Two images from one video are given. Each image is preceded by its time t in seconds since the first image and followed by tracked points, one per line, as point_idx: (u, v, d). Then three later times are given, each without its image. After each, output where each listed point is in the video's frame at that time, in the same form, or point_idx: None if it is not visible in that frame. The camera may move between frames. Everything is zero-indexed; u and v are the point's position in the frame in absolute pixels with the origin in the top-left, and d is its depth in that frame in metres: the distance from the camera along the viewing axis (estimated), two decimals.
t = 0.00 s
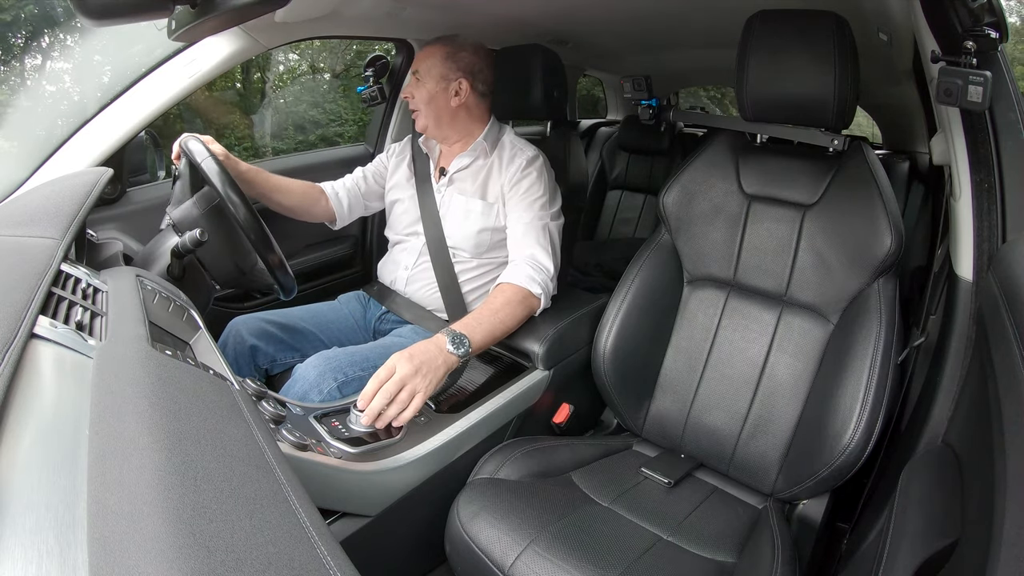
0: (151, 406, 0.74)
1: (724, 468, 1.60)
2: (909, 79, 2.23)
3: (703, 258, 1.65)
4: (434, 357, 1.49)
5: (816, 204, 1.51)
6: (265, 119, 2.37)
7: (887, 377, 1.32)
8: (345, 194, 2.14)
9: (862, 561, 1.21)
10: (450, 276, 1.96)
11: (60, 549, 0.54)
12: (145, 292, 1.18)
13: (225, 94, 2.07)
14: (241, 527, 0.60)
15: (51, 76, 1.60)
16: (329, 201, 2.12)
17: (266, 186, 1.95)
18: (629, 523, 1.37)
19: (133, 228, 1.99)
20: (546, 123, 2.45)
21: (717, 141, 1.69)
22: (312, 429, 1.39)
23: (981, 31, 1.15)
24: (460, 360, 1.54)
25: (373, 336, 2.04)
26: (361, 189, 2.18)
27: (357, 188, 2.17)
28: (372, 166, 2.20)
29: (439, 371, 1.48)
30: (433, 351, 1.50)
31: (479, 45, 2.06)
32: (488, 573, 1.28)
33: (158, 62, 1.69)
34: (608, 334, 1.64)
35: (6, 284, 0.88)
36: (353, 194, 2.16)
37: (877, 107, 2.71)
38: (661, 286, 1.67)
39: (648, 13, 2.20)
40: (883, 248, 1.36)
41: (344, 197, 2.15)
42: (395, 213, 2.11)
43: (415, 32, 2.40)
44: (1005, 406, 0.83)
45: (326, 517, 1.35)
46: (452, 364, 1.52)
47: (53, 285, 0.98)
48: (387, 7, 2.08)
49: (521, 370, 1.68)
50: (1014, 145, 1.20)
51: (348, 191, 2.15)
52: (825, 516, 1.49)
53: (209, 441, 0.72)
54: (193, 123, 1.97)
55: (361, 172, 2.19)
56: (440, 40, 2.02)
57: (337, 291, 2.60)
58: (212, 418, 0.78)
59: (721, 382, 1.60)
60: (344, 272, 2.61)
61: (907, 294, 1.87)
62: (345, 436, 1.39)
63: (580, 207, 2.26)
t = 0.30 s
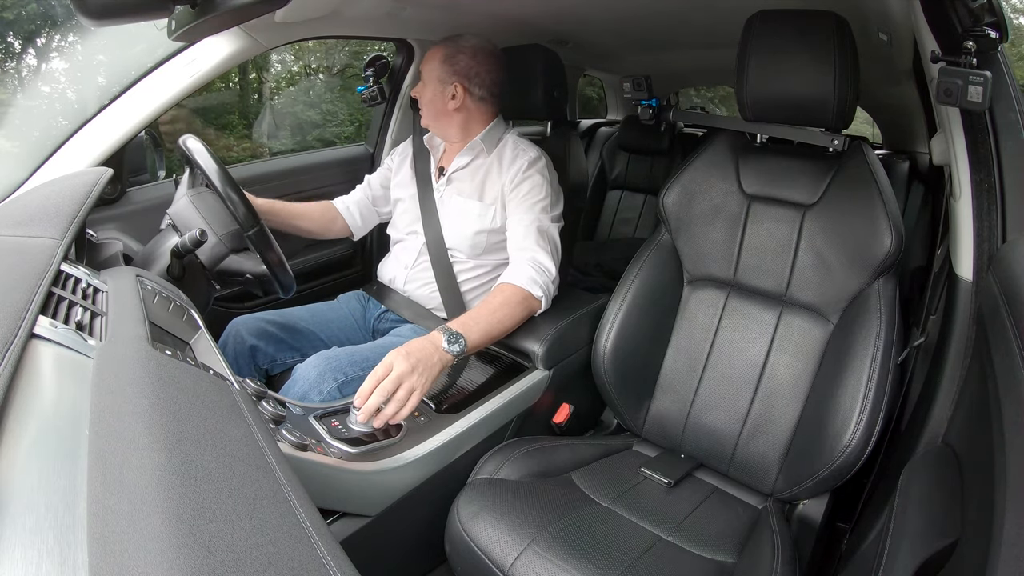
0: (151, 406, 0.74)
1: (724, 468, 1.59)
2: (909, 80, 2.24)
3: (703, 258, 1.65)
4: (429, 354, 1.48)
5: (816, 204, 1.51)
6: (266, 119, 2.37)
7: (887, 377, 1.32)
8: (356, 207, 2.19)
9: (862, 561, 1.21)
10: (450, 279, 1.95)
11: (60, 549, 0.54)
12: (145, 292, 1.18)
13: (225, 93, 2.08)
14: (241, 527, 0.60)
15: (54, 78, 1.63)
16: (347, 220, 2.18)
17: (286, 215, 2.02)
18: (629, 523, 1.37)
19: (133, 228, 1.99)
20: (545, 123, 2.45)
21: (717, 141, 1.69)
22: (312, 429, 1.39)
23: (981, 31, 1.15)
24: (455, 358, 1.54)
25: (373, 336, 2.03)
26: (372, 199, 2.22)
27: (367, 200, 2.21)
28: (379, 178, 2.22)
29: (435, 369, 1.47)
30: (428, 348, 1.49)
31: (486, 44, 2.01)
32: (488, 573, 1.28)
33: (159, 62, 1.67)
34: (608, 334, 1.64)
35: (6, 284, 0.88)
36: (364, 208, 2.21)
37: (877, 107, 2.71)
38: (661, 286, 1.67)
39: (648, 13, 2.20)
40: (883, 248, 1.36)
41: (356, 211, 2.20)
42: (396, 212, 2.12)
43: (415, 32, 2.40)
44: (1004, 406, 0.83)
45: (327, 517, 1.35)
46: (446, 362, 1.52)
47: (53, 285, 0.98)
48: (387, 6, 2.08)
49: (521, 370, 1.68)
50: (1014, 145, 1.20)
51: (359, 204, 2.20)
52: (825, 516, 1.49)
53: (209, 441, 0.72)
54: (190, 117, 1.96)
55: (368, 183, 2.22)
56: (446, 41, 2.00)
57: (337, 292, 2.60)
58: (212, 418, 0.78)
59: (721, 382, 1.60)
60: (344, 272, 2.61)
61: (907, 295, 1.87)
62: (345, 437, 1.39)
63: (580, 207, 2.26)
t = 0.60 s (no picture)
0: (150, 406, 0.74)
1: (724, 468, 1.59)
2: (909, 80, 2.23)
3: (703, 258, 1.65)
4: (425, 352, 1.48)
5: (816, 204, 1.51)
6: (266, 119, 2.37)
7: (887, 377, 1.32)
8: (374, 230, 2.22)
9: (862, 561, 1.21)
10: (451, 279, 1.95)
11: (60, 550, 0.54)
12: (145, 292, 1.18)
13: (225, 93, 2.08)
14: (241, 527, 0.60)
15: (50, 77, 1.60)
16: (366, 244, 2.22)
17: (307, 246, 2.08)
18: (629, 523, 1.37)
19: (133, 228, 1.99)
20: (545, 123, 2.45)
21: (717, 141, 1.69)
22: (312, 429, 1.39)
23: (981, 31, 1.15)
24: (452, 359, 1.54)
25: (373, 336, 2.03)
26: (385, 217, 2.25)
27: (382, 220, 2.24)
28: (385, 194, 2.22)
29: (431, 366, 1.47)
30: (424, 346, 1.49)
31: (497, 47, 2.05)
32: (488, 573, 1.28)
33: (159, 62, 1.68)
34: (608, 334, 1.64)
35: (5, 284, 0.87)
36: (381, 228, 2.24)
37: (877, 107, 2.71)
38: (661, 286, 1.67)
39: (648, 13, 2.20)
40: (883, 248, 1.36)
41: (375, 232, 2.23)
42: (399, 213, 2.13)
43: (415, 32, 2.41)
44: (1004, 406, 0.83)
45: (326, 517, 1.35)
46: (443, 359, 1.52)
47: (53, 285, 0.98)
48: (387, 7, 2.08)
49: (521, 370, 1.68)
50: (1014, 146, 1.20)
51: (375, 226, 2.23)
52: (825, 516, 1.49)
53: (208, 441, 0.72)
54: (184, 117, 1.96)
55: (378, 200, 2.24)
56: (459, 40, 1.99)
57: (337, 292, 2.60)
58: (212, 418, 0.78)
59: (721, 382, 1.60)
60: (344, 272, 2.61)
61: (907, 294, 1.87)
62: (345, 437, 1.40)
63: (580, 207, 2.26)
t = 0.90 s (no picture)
0: (150, 406, 0.74)
1: (724, 468, 1.59)
2: (909, 80, 2.23)
3: (703, 258, 1.65)
4: (422, 352, 1.48)
5: (816, 204, 1.51)
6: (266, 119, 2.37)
7: (887, 377, 1.32)
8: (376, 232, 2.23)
9: (862, 561, 1.21)
10: (451, 279, 1.95)
11: (60, 550, 0.54)
12: (145, 292, 1.18)
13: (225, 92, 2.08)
14: (241, 527, 0.60)
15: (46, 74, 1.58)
16: (369, 245, 2.22)
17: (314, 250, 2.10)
18: (629, 523, 1.37)
19: (133, 228, 1.99)
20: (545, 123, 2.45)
21: (717, 141, 1.69)
22: (312, 429, 1.39)
23: (981, 31, 1.15)
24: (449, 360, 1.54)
25: (373, 336, 2.04)
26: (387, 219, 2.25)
27: (385, 221, 2.24)
28: (387, 196, 2.22)
29: (428, 366, 1.47)
30: (422, 346, 1.50)
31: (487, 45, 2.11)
32: (488, 573, 1.28)
33: (158, 62, 1.68)
34: (608, 334, 1.64)
35: (5, 284, 0.87)
36: (384, 229, 2.24)
37: (877, 107, 2.71)
38: (661, 286, 1.67)
39: (648, 13, 2.20)
40: (883, 248, 1.36)
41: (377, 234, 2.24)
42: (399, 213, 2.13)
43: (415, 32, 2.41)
44: (1005, 406, 0.83)
45: (326, 517, 1.35)
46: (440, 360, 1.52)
47: (53, 285, 0.98)
48: (387, 7, 2.08)
49: (521, 370, 1.69)
50: (1015, 145, 1.20)
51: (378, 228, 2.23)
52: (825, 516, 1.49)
53: (208, 441, 0.72)
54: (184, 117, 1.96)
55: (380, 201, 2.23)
56: (459, 41, 2.01)
57: (337, 292, 2.60)
58: (212, 418, 0.78)
59: (721, 382, 1.60)
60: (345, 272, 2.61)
61: (907, 295, 1.87)
62: (345, 436, 1.40)
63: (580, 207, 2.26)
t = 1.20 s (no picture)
0: (150, 406, 0.74)
1: (724, 468, 1.60)
2: (909, 80, 2.23)
3: (703, 258, 1.65)
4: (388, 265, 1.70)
5: (816, 204, 1.51)
6: (265, 119, 2.38)
7: (887, 377, 1.32)
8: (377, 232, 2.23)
9: (862, 560, 1.21)
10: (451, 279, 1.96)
11: (60, 550, 0.54)
12: (145, 292, 1.18)
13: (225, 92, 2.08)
14: (241, 527, 0.60)
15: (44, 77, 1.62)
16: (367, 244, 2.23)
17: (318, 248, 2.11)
18: (629, 523, 1.37)
19: (134, 228, 1.99)
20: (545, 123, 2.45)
21: (717, 141, 1.69)
22: (312, 429, 1.39)
23: (980, 31, 1.15)
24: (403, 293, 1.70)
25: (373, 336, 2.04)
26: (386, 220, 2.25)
27: (383, 221, 2.25)
28: (383, 195, 2.22)
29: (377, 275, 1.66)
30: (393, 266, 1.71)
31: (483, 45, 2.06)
32: (488, 573, 1.28)
33: (158, 62, 1.67)
34: (608, 334, 1.64)
35: (5, 285, 0.87)
36: (382, 228, 2.24)
37: (877, 107, 2.71)
38: (661, 286, 1.67)
39: (649, 13, 2.20)
40: (883, 248, 1.36)
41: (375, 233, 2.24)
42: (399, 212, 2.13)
43: (416, 32, 2.41)
44: (1005, 406, 0.83)
45: (327, 517, 1.35)
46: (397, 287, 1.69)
47: (53, 285, 0.98)
48: (387, 7, 2.08)
49: (521, 370, 1.69)
50: (1015, 146, 1.20)
51: (377, 228, 2.24)
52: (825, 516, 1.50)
53: (208, 441, 0.72)
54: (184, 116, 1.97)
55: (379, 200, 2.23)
56: (445, 45, 1.98)
57: (337, 292, 2.60)
58: (212, 418, 0.78)
59: (721, 382, 1.60)
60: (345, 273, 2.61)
61: (907, 295, 1.87)
62: (345, 437, 1.40)
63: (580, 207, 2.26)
